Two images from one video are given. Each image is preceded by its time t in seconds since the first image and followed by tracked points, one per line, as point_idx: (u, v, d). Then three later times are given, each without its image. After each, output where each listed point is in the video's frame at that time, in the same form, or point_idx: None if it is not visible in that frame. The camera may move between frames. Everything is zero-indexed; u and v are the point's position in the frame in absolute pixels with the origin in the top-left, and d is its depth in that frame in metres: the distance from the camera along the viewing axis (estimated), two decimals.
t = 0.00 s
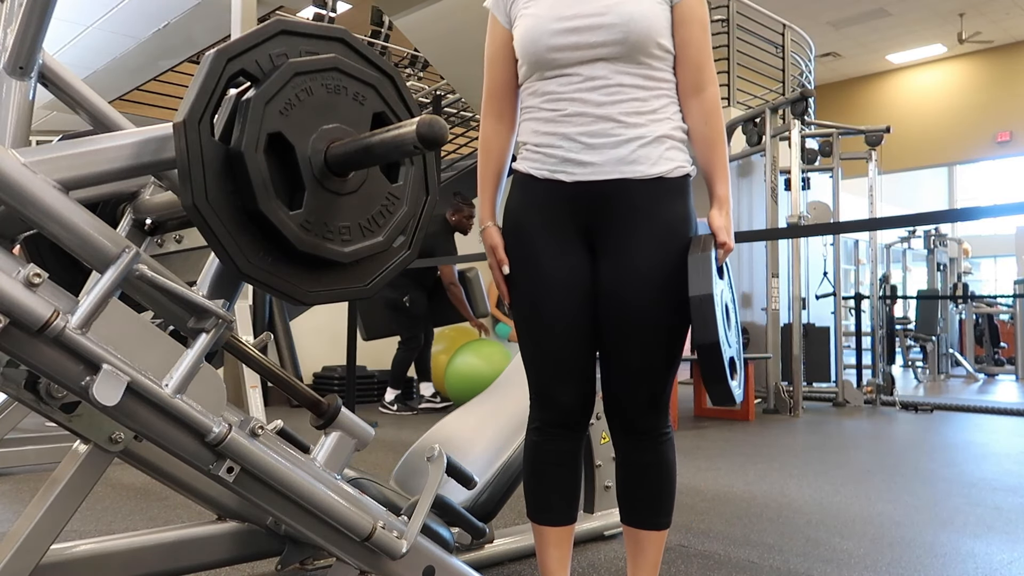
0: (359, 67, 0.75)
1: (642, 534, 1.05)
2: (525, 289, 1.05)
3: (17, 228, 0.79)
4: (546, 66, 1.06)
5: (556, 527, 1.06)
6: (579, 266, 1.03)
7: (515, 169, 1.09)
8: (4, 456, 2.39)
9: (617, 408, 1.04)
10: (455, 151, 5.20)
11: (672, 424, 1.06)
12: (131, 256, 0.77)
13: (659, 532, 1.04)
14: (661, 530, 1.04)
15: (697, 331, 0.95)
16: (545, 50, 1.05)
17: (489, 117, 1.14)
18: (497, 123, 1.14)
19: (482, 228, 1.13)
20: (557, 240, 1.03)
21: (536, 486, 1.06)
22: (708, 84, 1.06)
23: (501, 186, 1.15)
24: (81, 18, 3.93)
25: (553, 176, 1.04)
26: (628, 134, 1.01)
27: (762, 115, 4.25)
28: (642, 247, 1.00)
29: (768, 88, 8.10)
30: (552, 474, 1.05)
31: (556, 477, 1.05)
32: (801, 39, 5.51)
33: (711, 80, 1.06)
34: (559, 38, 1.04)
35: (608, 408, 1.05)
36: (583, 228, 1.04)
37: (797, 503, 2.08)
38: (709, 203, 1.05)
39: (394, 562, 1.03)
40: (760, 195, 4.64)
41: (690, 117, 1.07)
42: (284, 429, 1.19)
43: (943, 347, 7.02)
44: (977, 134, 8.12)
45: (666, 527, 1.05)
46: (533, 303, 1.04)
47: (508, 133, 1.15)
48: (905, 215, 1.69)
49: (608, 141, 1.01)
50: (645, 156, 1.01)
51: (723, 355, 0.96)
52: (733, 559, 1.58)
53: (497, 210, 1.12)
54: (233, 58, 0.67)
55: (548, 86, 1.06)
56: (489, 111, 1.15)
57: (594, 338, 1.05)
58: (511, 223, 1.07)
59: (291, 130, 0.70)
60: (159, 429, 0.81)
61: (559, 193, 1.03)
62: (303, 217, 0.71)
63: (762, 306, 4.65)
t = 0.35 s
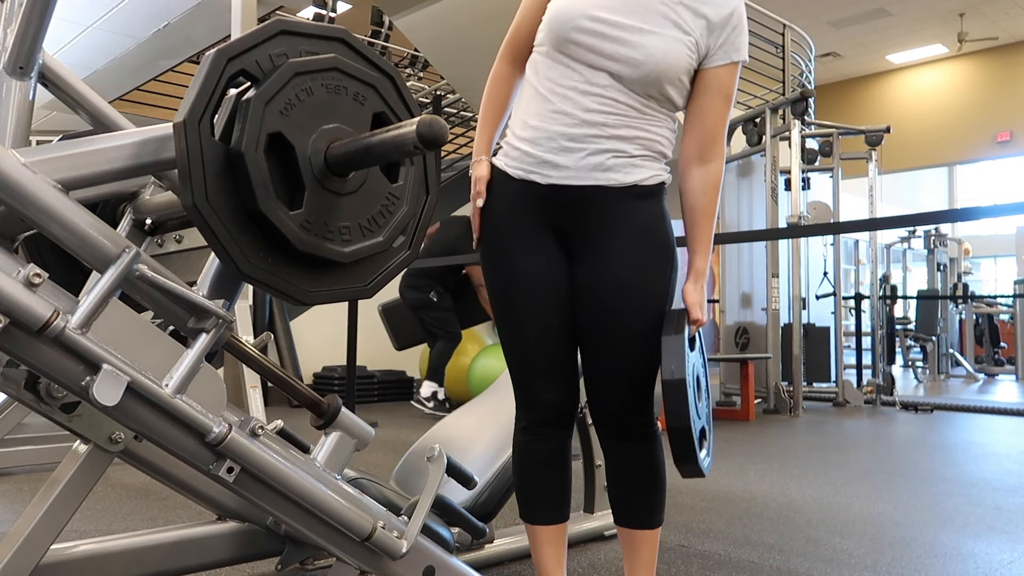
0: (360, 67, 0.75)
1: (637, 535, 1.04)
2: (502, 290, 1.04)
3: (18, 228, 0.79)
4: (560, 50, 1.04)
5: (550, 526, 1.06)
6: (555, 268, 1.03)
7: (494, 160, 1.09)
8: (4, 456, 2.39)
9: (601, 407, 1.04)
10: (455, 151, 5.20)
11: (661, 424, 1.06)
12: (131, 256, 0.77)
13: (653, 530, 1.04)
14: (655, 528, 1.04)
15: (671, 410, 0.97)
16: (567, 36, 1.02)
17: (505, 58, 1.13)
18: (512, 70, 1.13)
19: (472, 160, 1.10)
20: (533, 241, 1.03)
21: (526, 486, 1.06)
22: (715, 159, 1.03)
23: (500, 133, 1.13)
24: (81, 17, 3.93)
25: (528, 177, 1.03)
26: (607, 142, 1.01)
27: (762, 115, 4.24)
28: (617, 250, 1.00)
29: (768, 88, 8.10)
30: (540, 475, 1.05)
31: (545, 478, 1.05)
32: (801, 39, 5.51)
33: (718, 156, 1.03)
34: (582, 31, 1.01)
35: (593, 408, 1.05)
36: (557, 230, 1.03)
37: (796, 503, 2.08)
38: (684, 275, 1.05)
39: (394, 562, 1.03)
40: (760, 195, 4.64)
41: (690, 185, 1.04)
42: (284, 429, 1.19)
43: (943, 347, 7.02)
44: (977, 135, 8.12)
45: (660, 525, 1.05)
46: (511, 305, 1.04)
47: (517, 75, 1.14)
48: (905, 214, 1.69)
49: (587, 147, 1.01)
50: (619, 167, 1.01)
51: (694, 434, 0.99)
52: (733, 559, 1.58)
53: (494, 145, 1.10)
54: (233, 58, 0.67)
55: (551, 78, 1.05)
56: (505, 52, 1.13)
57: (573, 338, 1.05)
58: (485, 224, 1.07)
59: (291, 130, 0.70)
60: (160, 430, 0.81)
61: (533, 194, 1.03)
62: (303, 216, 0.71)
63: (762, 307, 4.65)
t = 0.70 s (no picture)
0: (361, 68, 0.75)
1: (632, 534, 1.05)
2: (488, 292, 1.05)
3: (18, 228, 0.79)
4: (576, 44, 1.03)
5: (545, 526, 1.06)
6: (541, 271, 1.03)
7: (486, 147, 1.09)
8: (4, 456, 2.39)
9: (591, 408, 1.04)
10: (455, 151, 5.20)
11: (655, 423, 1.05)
12: (131, 256, 0.77)
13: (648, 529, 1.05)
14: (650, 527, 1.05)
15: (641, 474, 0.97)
16: (586, 37, 1.02)
17: (532, 27, 1.14)
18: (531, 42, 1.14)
19: (477, 124, 1.12)
20: (517, 244, 1.03)
21: (518, 488, 1.06)
22: (709, 220, 1.06)
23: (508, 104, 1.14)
24: (81, 17, 3.93)
25: (518, 173, 1.03)
26: (596, 146, 1.00)
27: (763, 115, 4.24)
28: (601, 251, 0.99)
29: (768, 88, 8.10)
30: (532, 474, 1.05)
31: (536, 478, 1.05)
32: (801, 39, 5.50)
33: (713, 219, 1.06)
34: (601, 36, 1.00)
35: (584, 407, 1.05)
36: (540, 232, 1.03)
37: (797, 503, 2.08)
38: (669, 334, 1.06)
39: (394, 562, 1.03)
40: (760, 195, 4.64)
41: (682, 243, 1.06)
42: (284, 429, 1.19)
43: (943, 347, 7.01)
44: (977, 135, 8.12)
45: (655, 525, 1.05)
46: (497, 308, 1.04)
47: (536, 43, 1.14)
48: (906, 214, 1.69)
49: (575, 151, 1.00)
50: (606, 172, 1.00)
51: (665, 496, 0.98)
52: (733, 560, 1.58)
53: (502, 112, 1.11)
54: (233, 58, 0.67)
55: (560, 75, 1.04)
56: (530, 29, 1.14)
57: (561, 338, 1.05)
58: (471, 224, 1.07)
59: (291, 130, 0.70)
60: (159, 429, 0.81)
61: (518, 193, 1.03)
62: (303, 216, 0.71)
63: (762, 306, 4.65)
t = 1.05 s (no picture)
0: (360, 67, 0.75)
1: (635, 534, 1.04)
2: (497, 291, 1.04)
3: (18, 228, 0.79)
4: (578, 47, 1.03)
5: (548, 526, 1.06)
6: (552, 270, 1.03)
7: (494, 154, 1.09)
8: (5, 456, 2.39)
9: (598, 407, 1.04)
10: (455, 151, 5.20)
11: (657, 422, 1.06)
12: (131, 256, 0.77)
13: (651, 529, 1.05)
14: (653, 527, 1.05)
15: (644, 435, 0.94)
16: (586, 38, 1.01)
17: (515, 46, 1.11)
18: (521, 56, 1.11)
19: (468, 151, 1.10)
20: (529, 243, 1.03)
21: (524, 487, 1.06)
22: (716, 188, 1.05)
23: (507, 113, 1.11)
24: (81, 18, 3.93)
25: (528, 176, 1.03)
26: (609, 148, 1.01)
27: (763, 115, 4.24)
28: (615, 251, 1.00)
29: (768, 88, 8.11)
30: (538, 474, 1.05)
31: (542, 478, 1.05)
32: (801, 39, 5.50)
33: (719, 187, 1.05)
34: (605, 37, 1.00)
35: (590, 405, 1.06)
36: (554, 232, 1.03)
37: (797, 503, 2.08)
38: (679, 300, 1.05)
39: (394, 562, 1.03)
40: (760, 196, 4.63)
41: (689, 214, 1.06)
42: (284, 429, 1.19)
43: (943, 347, 7.01)
44: (977, 135, 8.12)
45: (658, 524, 1.05)
46: (506, 306, 1.03)
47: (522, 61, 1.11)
48: (906, 213, 1.69)
49: (590, 153, 1.01)
50: (621, 172, 1.01)
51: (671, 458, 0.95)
52: (734, 560, 1.58)
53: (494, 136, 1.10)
54: (233, 58, 0.67)
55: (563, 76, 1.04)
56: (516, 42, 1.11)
57: (570, 337, 1.05)
58: (479, 223, 1.06)
59: (292, 131, 0.70)
60: (159, 430, 0.81)
61: (531, 193, 1.02)
62: (303, 216, 0.71)
63: (762, 306, 4.65)
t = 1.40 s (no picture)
0: (360, 67, 0.75)
1: (639, 534, 1.05)
2: (517, 290, 1.04)
3: (18, 228, 0.79)
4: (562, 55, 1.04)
5: (554, 526, 1.06)
6: (572, 269, 1.02)
7: (510, 164, 1.09)
8: (5, 456, 2.39)
9: (611, 408, 1.04)
10: (455, 151, 5.20)
11: (666, 424, 1.06)
12: (131, 256, 0.77)
13: (656, 530, 1.04)
14: (659, 528, 1.04)
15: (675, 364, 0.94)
16: (566, 41, 1.03)
17: (499, 90, 1.13)
18: (506, 97, 1.13)
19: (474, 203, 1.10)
20: (550, 242, 1.03)
21: (532, 485, 1.06)
22: (719, 119, 1.05)
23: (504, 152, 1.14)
24: (81, 17, 3.93)
25: (548, 178, 1.03)
26: (623, 142, 1.01)
27: (763, 115, 4.23)
28: (635, 252, 1.00)
29: (768, 89, 8.11)
30: (547, 474, 1.05)
31: (552, 477, 1.05)
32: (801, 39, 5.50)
33: (723, 118, 1.05)
34: (584, 32, 1.02)
35: (603, 407, 1.05)
36: (574, 232, 1.04)
37: (797, 503, 2.08)
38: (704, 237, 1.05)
39: (394, 562, 1.03)
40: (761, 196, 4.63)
41: (697, 150, 1.06)
42: (284, 429, 1.19)
43: (943, 347, 7.01)
44: (977, 134, 8.12)
45: (664, 525, 1.05)
46: (525, 304, 1.03)
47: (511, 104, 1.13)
48: (905, 214, 1.69)
49: (607, 149, 1.01)
50: (640, 166, 1.01)
51: (704, 389, 0.96)
52: (734, 559, 1.58)
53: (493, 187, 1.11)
54: (234, 58, 0.67)
55: (556, 78, 1.05)
56: (498, 85, 1.13)
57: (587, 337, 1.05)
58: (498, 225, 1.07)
59: (291, 130, 0.70)
60: (159, 430, 0.81)
61: (551, 196, 1.03)
62: (303, 216, 0.71)
63: (762, 307, 4.65)
